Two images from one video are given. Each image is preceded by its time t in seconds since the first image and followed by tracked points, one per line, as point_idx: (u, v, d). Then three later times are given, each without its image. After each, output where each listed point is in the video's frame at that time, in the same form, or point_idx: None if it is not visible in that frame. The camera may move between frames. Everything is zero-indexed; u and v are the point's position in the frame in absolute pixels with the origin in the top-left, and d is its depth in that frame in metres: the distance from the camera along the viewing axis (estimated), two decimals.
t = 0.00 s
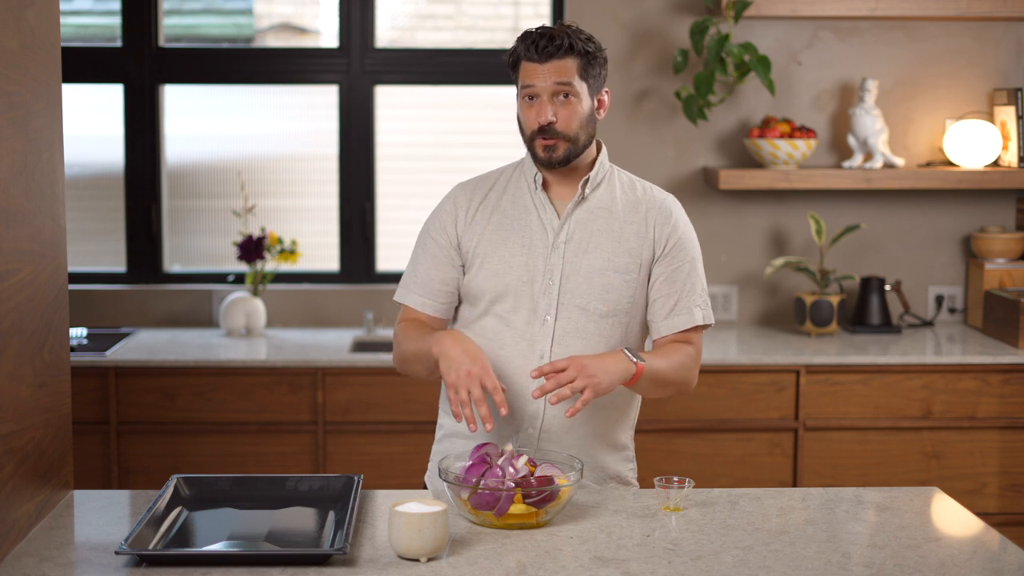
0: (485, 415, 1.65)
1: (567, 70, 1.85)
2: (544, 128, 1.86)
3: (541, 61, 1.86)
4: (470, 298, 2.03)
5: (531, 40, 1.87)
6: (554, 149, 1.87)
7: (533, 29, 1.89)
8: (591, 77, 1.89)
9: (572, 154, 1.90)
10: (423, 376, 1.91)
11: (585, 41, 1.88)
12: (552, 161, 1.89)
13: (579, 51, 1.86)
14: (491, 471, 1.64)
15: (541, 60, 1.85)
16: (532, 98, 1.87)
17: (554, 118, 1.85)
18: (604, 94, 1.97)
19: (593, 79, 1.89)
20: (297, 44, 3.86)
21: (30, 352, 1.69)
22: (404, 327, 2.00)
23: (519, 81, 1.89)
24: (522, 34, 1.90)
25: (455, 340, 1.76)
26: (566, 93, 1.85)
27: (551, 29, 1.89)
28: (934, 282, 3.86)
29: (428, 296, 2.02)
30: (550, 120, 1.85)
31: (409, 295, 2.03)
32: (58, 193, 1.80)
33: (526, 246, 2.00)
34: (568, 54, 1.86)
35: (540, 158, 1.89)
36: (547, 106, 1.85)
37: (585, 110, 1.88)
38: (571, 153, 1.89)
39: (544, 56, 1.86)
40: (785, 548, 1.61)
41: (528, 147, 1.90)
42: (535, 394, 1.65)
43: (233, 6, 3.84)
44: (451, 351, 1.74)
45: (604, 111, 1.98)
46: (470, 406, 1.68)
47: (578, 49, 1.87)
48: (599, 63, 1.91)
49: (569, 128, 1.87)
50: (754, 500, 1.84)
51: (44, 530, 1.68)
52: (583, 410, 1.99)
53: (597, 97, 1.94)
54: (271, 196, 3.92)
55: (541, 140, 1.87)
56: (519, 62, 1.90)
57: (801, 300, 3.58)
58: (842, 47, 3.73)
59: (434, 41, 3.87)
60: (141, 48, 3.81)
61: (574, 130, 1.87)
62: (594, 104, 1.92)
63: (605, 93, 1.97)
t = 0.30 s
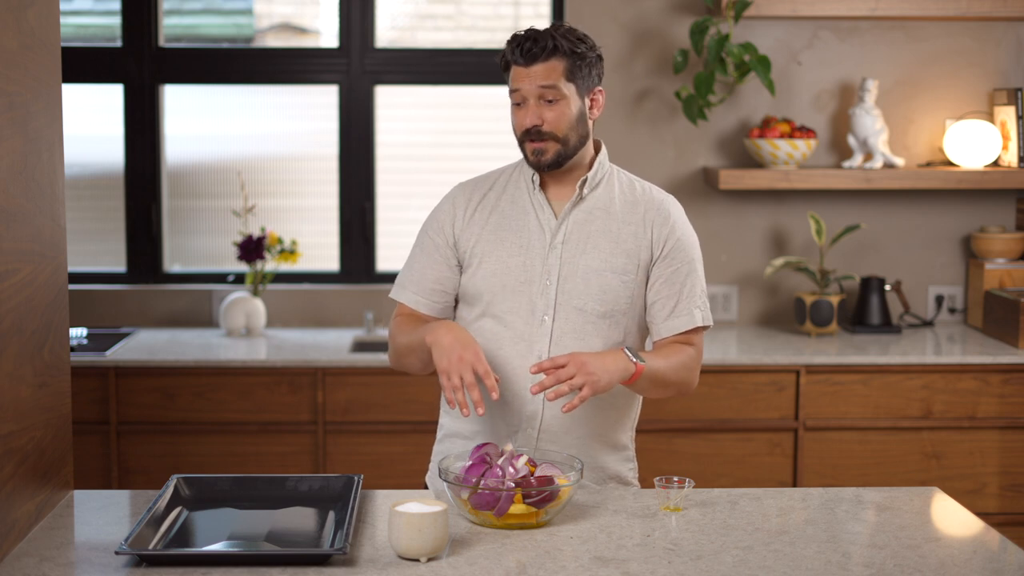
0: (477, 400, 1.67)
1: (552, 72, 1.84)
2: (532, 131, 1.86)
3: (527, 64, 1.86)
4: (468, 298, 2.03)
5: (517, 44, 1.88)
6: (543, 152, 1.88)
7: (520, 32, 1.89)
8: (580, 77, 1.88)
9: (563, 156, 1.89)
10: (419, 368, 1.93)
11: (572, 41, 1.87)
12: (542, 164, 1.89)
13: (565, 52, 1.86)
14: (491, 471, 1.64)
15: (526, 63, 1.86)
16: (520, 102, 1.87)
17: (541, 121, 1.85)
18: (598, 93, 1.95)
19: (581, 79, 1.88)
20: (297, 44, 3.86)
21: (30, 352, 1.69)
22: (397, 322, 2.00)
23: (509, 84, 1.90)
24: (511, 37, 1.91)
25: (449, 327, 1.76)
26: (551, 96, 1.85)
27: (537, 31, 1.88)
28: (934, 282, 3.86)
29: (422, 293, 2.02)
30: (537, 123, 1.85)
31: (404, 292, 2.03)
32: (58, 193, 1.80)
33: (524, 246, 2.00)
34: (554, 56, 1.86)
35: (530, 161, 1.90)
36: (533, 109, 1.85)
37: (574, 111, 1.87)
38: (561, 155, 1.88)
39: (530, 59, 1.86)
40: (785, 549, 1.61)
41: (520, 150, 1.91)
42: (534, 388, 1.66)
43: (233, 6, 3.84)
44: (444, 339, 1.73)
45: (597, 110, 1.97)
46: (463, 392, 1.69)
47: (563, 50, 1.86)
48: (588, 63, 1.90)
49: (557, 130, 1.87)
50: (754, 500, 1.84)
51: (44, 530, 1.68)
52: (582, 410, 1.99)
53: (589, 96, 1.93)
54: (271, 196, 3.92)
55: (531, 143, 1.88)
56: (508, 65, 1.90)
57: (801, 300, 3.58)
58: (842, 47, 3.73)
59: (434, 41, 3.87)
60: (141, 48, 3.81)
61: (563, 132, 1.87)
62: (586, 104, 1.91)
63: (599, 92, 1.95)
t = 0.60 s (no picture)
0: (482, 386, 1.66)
1: (543, 81, 1.84)
2: (527, 140, 1.88)
3: (517, 74, 1.85)
4: (470, 297, 2.03)
5: (508, 53, 1.87)
6: (539, 160, 1.89)
7: (511, 39, 1.88)
8: (572, 84, 1.87)
9: (560, 161, 1.91)
10: (422, 362, 1.95)
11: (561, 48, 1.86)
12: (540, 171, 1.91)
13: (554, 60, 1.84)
14: (491, 471, 1.64)
15: (516, 74, 1.85)
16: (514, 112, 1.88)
17: (534, 131, 1.86)
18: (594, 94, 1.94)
19: (573, 84, 1.87)
20: (297, 44, 3.86)
21: (30, 352, 1.69)
22: (399, 320, 2.00)
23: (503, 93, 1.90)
24: (504, 44, 1.90)
25: (452, 317, 1.77)
26: (543, 106, 1.85)
27: (527, 39, 1.87)
28: (934, 282, 3.86)
29: (422, 292, 2.02)
30: (531, 134, 1.87)
31: (406, 291, 2.02)
32: (58, 194, 1.80)
33: (526, 246, 2.00)
34: (543, 64, 1.85)
35: (528, 169, 1.92)
36: (526, 119, 1.86)
37: (568, 117, 1.87)
38: (557, 162, 1.90)
39: (519, 70, 1.85)
40: (785, 548, 1.61)
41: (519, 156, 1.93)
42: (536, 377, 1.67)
43: (233, 6, 3.84)
44: (446, 327, 1.74)
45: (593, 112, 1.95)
46: (467, 377, 1.68)
47: (553, 58, 1.85)
48: (579, 67, 1.88)
49: (552, 137, 1.87)
50: (754, 500, 1.84)
51: (44, 530, 1.68)
52: (584, 409, 1.98)
53: (584, 99, 1.91)
54: (271, 195, 3.92)
55: (528, 151, 1.90)
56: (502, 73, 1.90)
57: (801, 300, 3.58)
58: (842, 47, 3.73)
59: (434, 41, 3.87)
60: (141, 48, 3.81)
61: (557, 139, 1.88)
62: (580, 108, 1.90)
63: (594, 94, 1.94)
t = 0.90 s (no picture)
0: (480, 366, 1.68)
1: (559, 70, 1.84)
2: (538, 130, 1.86)
3: (532, 63, 1.86)
4: (473, 297, 2.03)
5: (521, 44, 1.88)
6: (549, 150, 1.87)
7: (522, 32, 1.90)
8: (584, 76, 1.88)
9: (570, 154, 1.89)
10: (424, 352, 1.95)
11: (575, 40, 1.88)
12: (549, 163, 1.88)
13: (568, 51, 1.86)
14: (491, 471, 1.64)
15: (530, 63, 1.85)
16: (525, 103, 1.87)
17: (547, 120, 1.85)
18: (601, 93, 1.96)
19: (585, 77, 1.89)
20: (297, 44, 3.86)
21: (30, 351, 1.69)
22: (399, 315, 2.00)
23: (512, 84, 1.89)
24: (514, 38, 1.91)
25: (451, 301, 1.76)
26: (557, 94, 1.85)
27: (540, 31, 1.89)
28: (934, 282, 3.86)
29: (425, 291, 2.01)
30: (544, 122, 1.85)
31: (408, 291, 2.02)
32: (58, 194, 1.80)
33: (530, 246, 2.00)
34: (558, 55, 1.86)
35: (536, 160, 1.89)
36: (539, 107, 1.85)
37: (580, 108, 1.87)
38: (568, 153, 1.88)
39: (534, 59, 1.86)
40: (785, 548, 1.61)
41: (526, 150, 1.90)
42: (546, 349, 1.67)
43: (233, 6, 3.84)
44: (445, 311, 1.73)
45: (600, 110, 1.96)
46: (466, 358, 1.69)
47: (567, 49, 1.87)
48: (591, 62, 1.90)
49: (564, 128, 1.86)
50: (754, 500, 1.84)
51: (44, 530, 1.68)
52: (586, 410, 1.98)
53: (593, 95, 1.93)
54: (271, 195, 3.92)
55: (537, 142, 1.87)
56: (512, 67, 1.91)
57: (801, 300, 3.58)
58: (842, 47, 3.73)
59: (434, 41, 3.87)
60: (141, 48, 3.81)
61: (569, 130, 1.87)
62: (590, 103, 1.91)
63: (601, 92, 1.96)
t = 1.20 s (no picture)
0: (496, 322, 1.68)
1: (570, 58, 1.87)
2: (551, 117, 1.85)
3: (545, 52, 1.87)
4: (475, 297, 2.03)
5: (532, 35, 1.90)
6: (561, 139, 1.87)
7: (533, 25, 1.92)
8: (594, 69, 1.91)
9: (581, 143, 1.89)
10: (429, 342, 1.95)
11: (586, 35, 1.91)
12: (561, 151, 1.87)
13: (581, 42, 1.88)
14: (491, 471, 1.64)
15: (544, 51, 1.87)
16: (536, 91, 1.87)
17: (561, 106, 1.85)
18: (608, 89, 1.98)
19: (596, 70, 1.91)
20: (297, 44, 3.86)
21: (30, 351, 1.68)
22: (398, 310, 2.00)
23: (522, 76, 1.91)
24: (523, 32, 1.93)
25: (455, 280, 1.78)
26: (571, 81, 1.86)
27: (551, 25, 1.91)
28: (934, 282, 3.86)
29: (426, 290, 2.00)
30: (557, 107, 1.85)
31: (409, 291, 2.01)
32: (58, 194, 1.80)
33: (532, 246, 2.00)
34: (570, 45, 1.88)
35: (547, 150, 1.88)
36: (553, 93, 1.85)
37: (591, 99, 1.89)
38: (579, 142, 1.88)
39: (547, 47, 1.87)
40: (785, 549, 1.61)
41: (536, 140, 1.89)
42: (548, 308, 1.69)
43: (233, 6, 3.84)
44: (450, 289, 1.76)
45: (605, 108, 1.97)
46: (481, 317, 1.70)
47: (580, 41, 1.89)
48: (601, 58, 1.93)
49: (577, 117, 1.86)
50: (754, 500, 1.84)
51: (44, 530, 1.68)
52: (588, 411, 1.98)
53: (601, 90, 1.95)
54: (271, 195, 3.92)
55: (550, 130, 1.87)
56: (521, 59, 1.92)
57: (801, 300, 3.58)
58: (842, 47, 3.73)
59: (434, 41, 3.87)
60: (141, 48, 3.81)
61: (582, 118, 1.87)
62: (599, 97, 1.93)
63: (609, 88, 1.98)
